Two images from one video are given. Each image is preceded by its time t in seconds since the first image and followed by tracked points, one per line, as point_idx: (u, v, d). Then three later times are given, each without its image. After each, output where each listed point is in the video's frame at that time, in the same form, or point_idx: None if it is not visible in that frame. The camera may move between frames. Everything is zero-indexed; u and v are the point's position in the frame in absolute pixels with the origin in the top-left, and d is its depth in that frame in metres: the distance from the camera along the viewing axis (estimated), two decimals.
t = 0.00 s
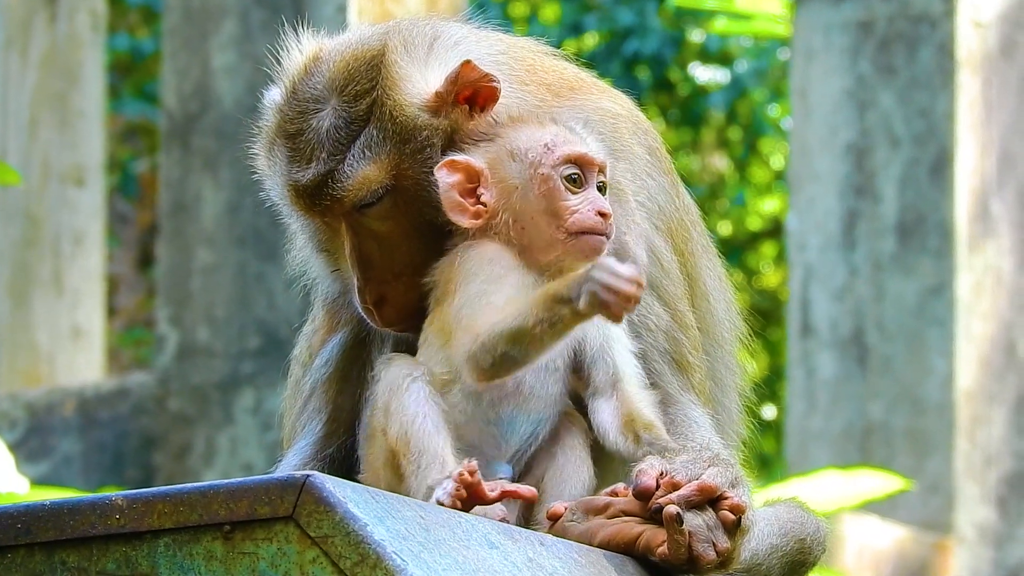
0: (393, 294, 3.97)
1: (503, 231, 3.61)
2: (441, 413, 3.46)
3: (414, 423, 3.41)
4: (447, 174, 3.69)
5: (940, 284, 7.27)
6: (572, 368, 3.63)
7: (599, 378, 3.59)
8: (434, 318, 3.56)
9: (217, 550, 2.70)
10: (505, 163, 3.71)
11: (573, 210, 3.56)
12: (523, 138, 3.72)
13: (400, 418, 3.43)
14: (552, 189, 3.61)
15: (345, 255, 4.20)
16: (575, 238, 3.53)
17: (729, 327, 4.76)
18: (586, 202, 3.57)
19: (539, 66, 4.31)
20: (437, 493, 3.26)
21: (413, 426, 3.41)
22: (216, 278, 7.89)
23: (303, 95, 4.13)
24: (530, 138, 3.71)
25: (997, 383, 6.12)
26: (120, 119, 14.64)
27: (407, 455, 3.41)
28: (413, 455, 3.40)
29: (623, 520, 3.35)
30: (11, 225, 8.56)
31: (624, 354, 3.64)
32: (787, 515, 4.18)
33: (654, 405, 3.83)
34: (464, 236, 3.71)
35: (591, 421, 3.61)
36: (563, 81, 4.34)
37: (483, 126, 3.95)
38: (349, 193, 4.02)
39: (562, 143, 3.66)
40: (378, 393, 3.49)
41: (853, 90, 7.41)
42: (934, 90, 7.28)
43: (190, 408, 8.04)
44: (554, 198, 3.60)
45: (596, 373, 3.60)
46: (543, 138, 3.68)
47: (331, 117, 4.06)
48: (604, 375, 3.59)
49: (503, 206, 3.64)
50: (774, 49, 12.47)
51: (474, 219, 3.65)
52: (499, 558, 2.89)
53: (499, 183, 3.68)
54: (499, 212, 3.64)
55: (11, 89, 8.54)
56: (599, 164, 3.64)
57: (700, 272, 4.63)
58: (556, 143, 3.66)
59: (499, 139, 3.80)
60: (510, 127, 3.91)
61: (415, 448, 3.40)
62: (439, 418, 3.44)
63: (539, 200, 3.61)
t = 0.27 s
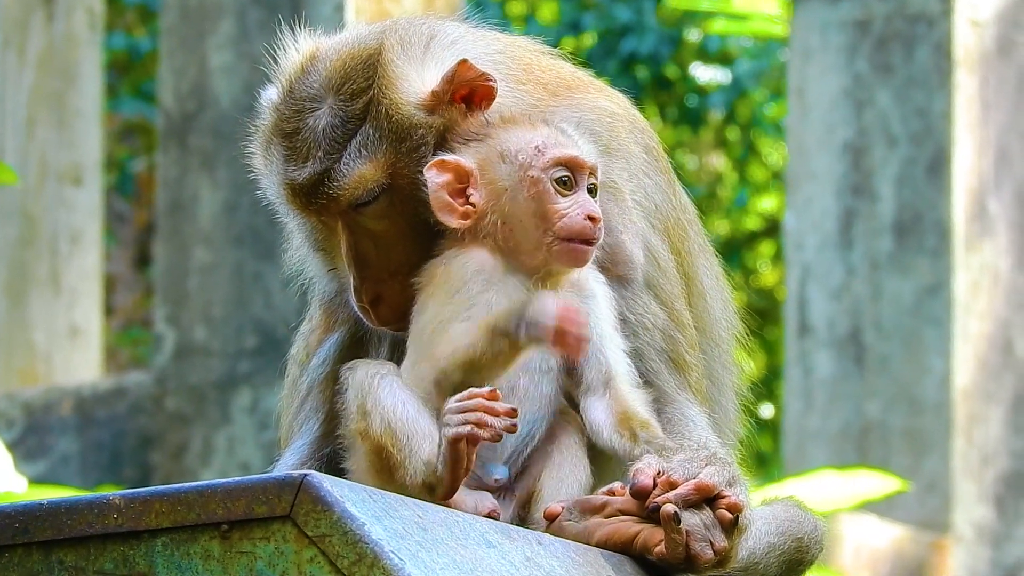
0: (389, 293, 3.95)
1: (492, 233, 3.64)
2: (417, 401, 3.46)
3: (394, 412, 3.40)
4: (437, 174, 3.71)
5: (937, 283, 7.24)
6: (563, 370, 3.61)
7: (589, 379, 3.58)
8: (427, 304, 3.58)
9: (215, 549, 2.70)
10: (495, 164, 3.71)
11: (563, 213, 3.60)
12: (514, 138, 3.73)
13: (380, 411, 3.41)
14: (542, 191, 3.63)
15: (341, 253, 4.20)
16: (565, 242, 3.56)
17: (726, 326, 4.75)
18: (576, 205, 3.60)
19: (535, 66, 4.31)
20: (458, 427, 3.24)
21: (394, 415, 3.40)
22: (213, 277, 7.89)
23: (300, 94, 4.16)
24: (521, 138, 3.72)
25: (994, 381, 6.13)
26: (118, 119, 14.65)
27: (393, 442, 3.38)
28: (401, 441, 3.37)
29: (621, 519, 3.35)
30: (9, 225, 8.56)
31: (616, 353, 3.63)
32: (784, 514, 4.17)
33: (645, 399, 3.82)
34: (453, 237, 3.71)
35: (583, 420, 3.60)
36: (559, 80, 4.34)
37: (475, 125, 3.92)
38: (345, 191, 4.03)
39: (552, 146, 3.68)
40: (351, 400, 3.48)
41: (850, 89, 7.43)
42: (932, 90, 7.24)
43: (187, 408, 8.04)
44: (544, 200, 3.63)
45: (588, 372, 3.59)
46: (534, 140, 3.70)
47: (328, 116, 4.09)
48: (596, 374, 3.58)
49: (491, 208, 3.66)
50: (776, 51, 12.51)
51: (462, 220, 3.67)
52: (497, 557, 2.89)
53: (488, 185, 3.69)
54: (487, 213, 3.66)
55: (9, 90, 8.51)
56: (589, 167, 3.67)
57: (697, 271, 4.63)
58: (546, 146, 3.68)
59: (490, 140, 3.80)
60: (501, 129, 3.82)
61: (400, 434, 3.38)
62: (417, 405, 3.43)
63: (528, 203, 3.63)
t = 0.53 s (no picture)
0: (388, 294, 3.97)
1: (502, 224, 3.60)
2: (393, 423, 3.51)
3: (366, 434, 3.46)
4: (448, 164, 3.68)
5: (936, 283, 7.24)
6: (555, 374, 3.64)
7: (580, 383, 3.62)
8: (430, 315, 3.60)
9: (213, 550, 2.70)
10: (505, 158, 3.72)
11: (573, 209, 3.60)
12: (527, 135, 3.75)
13: (352, 430, 3.47)
14: (552, 185, 3.63)
15: (341, 254, 4.20)
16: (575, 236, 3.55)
17: (725, 327, 4.75)
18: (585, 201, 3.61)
19: (535, 67, 4.31)
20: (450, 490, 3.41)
21: (365, 437, 3.46)
22: (211, 277, 7.89)
23: (300, 95, 4.11)
24: (534, 134, 3.75)
25: (993, 381, 6.13)
26: (116, 119, 14.64)
27: (357, 466, 3.46)
28: (365, 466, 3.45)
29: (620, 520, 3.36)
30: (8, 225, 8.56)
31: (602, 361, 3.66)
32: (783, 515, 4.18)
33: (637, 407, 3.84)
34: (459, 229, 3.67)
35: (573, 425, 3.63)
36: (558, 81, 4.34)
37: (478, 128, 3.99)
38: (345, 193, 3.99)
39: (563, 141, 3.71)
40: (331, 439, 3.50)
41: (849, 90, 7.43)
42: (930, 89, 7.26)
43: (186, 408, 8.04)
44: (554, 194, 3.62)
45: (578, 377, 3.62)
46: (545, 136, 3.72)
47: (328, 117, 4.04)
48: (587, 380, 3.61)
49: (503, 200, 3.63)
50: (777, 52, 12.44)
51: (473, 211, 3.64)
52: (496, 558, 2.89)
53: (499, 177, 3.67)
54: (497, 205, 3.63)
55: (8, 90, 8.50)
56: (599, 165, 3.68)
57: (696, 272, 4.63)
58: (558, 141, 3.70)
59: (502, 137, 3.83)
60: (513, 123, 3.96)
61: (367, 460, 3.45)
62: (393, 430, 3.48)
63: (539, 195, 3.61)
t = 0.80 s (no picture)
0: (389, 293, 3.96)
1: (503, 222, 3.63)
2: (394, 431, 3.51)
3: (367, 441, 3.45)
4: (451, 161, 3.70)
5: (935, 283, 7.24)
6: (555, 373, 3.63)
7: (580, 386, 3.62)
8: (432, 308, 3.62)
9: (212, 550, 2.70)
10: (508, 156, 3.77)
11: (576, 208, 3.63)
12: (531, 134, 3.80)
13: (353, 436, 3.46)
14: (555, 184, 3.67)
15: (341, 254, 4.20)
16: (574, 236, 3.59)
17: (725, 328, 4.75)
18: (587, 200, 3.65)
19: (536, 67, 4.31)
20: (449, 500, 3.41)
21: (366, 445, 3.45)
22: (210, 278, 7.88)
23: (301, 94, 4.10)
24: (538, 134, 3.80)
25: (992, 382, 6.13)
26: (115, 119, 14.65)
27: (355, 473, 3.45)
28: (364, 474, 3.45)
29: (619, 521, 3.36)
30: (7, 226, 8.56)
31: (601, 362, 3.67)
32: (782, 516, 4.18)
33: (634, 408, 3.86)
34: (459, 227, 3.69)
35: (572, 426, 3.63)
36: (559, 82, 4.33)
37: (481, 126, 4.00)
38: (347, 192, 3.99)
39: (568, 141, 3.75)
40: (331, 443, 3.49)
41: (848, 90, 7.43)
42: (928, 90, 7.25)
43: (185, 408, 8.04)
44: (557, 193, 3.66)
45: (577, 379, 3.62)
46: (549, 135, 3.77)
47: (329, 116, 4.04)
48: (586, 381, 3.61)
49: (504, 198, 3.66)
50: (777, 55, 12.41)
51: (474, 208, 3.65)
52: (495, 558, 2.89)
53: (502, 176, 3.70)
54: (499, 204, 3.66)
55: (7, 90, 8.51)
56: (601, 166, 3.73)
57: (697, 273, 4.63)
58: (562, 141, 3.75)
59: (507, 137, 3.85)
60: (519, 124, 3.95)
61: (367, 467, 3.45)
62: (392, 439, 3.48)
63: (542, 194, 3.65)
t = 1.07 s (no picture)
0: (387, 295, 3.89)
1: (491, 230, 3.62)
2: (393, 434, 3.49)
3: (368, 445, 3.44)
4: (437, 169, 3.69)
5: (934, 284, 7.25)
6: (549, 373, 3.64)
7: (574, 385, 3.62)
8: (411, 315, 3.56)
9: (212, 552, 2.70)
10: (496, 162, 3.70)
11: (561, 215, 3.59)
12: (519, 137, 3.71)
13: (354, 440, 3.45)
14: (542, 192, 3.62)
15: (340, 255, 4.20)
16: (562, 246, 3.56)
17: (725, 329, 4.76)
18: (575, 208, 3.60)
19: (534, 68, 4.32)
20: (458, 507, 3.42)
21: (367, 449, 3.44)
22: (210, 279, 7.88)
23: (300, 96, 4.17)
24: (526, 138, 3.70)
25: (992, 383, 6.13)
26: (114, 120, 14.64)
27: (357, 477, 3.44)
28: (366, 477, 3.43)
29: (618, 522, 3.37)
30: (6, 227, 8.56)
31: (595, 363, 3.67)
32: (781, 518, 4.18)
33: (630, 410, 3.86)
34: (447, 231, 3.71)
35: (565, 424, 3.63)
36: (558, 83, 4.34)
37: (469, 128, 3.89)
38: (345, 193, 4.03)
39: (556, 147, 3.67)
40: (329, 449, 3.49)
41: (847, 91, 7.44)
42: (927, 92, 7.26)
43: (184, 409, 8.04)
44: (544, 201, 3.62)
45: (571, 379, 3.63)
46: (538, 140, 3.68)
47: (328, 118, 4.10)
48: (580, 380, 3.61)
49: (491, 206, 3.65)
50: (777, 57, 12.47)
51: (462, 215, 3.66)
52: (494, 560, 2.89)
53: (489, 182, 3.67)
54: (486, 211, 3.65)
55: (7, 90, 8.50)
56: (591, 172, 3.66)
57: (695, 273, 4.63)
58: (550, 146, 3.67)
59: (492, 137, 3.76)
60: (505, 126, 3.77)
61: (368, 471, 3.43)
62: (392, 443, 3.47)
63: (529, 203, 3.62)
